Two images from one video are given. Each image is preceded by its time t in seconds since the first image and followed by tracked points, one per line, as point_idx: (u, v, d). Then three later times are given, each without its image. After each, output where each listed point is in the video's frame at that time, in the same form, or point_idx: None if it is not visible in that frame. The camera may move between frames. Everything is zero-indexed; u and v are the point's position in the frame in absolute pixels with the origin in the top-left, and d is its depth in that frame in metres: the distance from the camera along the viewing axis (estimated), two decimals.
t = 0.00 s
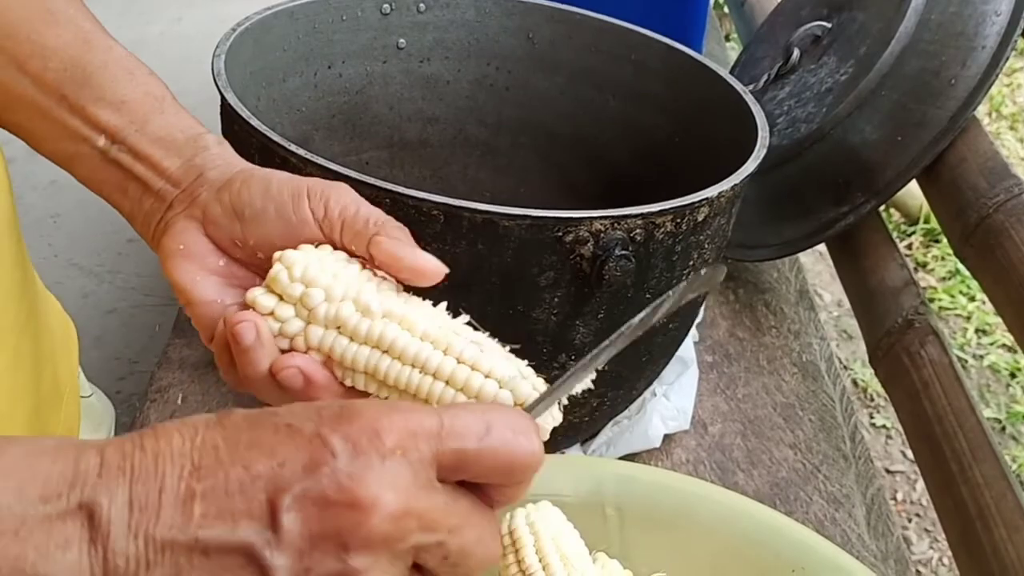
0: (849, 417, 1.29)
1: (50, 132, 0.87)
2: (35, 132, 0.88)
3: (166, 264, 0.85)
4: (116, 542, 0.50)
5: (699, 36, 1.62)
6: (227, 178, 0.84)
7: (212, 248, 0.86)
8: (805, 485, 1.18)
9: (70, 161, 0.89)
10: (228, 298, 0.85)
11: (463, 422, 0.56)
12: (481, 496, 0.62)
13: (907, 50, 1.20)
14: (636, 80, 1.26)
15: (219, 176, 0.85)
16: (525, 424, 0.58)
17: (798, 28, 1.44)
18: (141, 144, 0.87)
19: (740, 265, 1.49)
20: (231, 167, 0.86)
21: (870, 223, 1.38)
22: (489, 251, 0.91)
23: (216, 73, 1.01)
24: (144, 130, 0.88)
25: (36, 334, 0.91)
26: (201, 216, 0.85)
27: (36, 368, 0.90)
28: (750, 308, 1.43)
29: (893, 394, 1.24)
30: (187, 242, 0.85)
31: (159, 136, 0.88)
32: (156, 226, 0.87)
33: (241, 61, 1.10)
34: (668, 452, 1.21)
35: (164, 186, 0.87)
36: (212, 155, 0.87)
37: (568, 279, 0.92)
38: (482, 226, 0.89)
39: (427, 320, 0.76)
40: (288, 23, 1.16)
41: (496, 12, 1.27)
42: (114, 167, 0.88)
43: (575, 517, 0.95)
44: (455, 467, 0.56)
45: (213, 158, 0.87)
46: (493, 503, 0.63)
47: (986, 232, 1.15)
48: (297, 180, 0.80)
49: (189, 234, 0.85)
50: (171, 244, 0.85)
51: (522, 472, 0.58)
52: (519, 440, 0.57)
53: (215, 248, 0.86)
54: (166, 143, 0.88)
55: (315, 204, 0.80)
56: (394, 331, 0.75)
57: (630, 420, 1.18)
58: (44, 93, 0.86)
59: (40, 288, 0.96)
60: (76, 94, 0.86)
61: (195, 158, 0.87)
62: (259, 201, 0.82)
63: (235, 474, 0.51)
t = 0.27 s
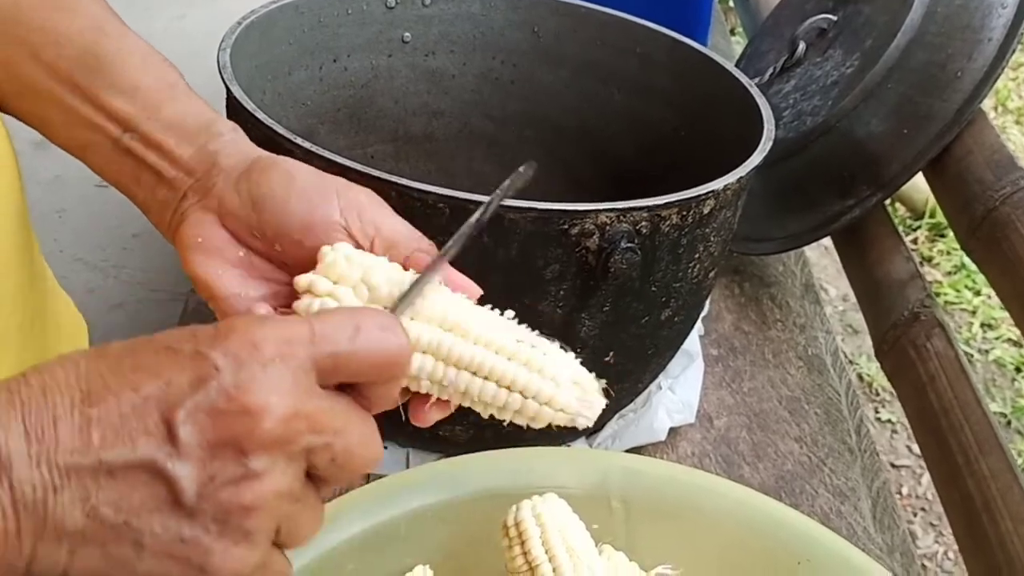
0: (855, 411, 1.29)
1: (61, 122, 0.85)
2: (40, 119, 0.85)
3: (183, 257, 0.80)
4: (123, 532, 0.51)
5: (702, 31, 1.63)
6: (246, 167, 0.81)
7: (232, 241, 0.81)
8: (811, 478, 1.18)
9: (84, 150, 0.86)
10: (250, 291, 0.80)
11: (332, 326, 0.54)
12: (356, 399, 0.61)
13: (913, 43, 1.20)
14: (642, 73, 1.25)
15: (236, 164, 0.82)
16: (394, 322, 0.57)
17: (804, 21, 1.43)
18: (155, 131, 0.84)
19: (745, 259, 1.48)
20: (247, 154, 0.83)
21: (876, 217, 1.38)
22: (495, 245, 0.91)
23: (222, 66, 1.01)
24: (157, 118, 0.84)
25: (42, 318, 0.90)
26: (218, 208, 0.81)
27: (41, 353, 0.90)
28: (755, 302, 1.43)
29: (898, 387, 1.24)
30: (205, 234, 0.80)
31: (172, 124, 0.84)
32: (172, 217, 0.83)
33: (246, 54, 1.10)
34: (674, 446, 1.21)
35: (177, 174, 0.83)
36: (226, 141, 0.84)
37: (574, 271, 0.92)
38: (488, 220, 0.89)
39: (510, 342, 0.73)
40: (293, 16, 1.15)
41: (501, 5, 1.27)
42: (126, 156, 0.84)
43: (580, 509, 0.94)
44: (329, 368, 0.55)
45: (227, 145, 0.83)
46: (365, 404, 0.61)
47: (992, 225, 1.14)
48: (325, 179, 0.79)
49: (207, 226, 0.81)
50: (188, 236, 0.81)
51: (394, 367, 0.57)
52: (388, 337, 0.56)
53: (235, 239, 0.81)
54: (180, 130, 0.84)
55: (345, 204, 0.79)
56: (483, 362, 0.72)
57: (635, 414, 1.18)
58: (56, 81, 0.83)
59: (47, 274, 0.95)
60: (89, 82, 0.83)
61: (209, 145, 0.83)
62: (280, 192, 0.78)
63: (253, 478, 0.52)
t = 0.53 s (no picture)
0: (858, 409, 1.29)
1: (57, 123, 0.86)
2: (43, 122, 0.87)
3: (175, 269, 0.81)
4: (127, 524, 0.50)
5: (705, 28, 1.62)
6: (232, 179, 0.80)
7: (221, 252, 0.81)
8: (814, 476, 1.18)
9: (82, 155, 0.86)
10: (235, 303, 0.81)
11: (491, 386, 0.55)
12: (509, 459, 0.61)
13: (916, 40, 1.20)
14: (644, 72, 1.25)
15: (223, 177, 0.81)
16: (549, 386, 0.58)
17: (806, 19, 1.43)
18: (151, 142, 0.84)
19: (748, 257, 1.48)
20: (236, 165, 0.81)
21: (879, 215, 1.38)
22: (498, 243, 0.91)
23: (224, 64, 1.01)
24: (153, 127, 0.84)
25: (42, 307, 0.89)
26: (205, 220, 0.81)
27: (43, 341, 0.89)
28: (758, 300, 1.43)
29: (901, 385, 1.24)
30: (193, 245, 0.80)
31: (169, 133, 0.84)
32: (164, 227, 0.83)
33: (249, 53, 1.10)
34: (677, 444, 1.21)
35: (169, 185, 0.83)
36: (221, 153, 0.83)
37: (577, 269, 0.92)
38: (491, 218, 0.89)
39: (445, 311, 0.72)
40: (296, 14, 1.15)
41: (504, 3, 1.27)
42: (122, 164, 0.85)
43: (583, 507, 0.94)
44: (482, 427, 0.56)
45: (219, 156, 0.82)
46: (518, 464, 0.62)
47: (996, 223, 1.14)
48: (303, 189, 0.78)
49: (195, 238, 0.81)
50: (177, 248, 0.81)
51: (544, 430, 0.58)
52: (540, 398, 0.57)
53: (222, 250, 0.81)
54: (178, 139, 0.84)
55: (323, 216, 0.77)
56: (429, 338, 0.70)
57: (638, 412, 1.18)
58: (57, 89, 0.85)
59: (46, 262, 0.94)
60: (86, 89, 0.84)
61: (201, 157, 0.82)
62: (264, 205, 0.78)
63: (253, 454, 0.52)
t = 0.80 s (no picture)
0: (860, 408, 1.29)
1: (76, 114, 0.84)
2: (55, 116, 0.85)
3: (198, 248, 0.78)
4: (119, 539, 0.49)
5: (706, 27, 1.62)
6: (265, 157, 0.81)
7: (246, 231, 0.80)
8: (815, 475, 1.18)
9: (101, 144, 0.85)
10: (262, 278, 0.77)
11: (332, 337, 0.52)
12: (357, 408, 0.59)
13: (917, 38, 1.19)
14: (645, 71, 1.25)
15: (254, 156, 0.82)
16: (396, 328, 0.56)
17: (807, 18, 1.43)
18: (175, 129, 0.83)
19: (750, 256, 1.48)
20: (266, 147, 0.82)
21: (880, 213, 1.38)
22: (498, 242, 0.91)
23: (224, 64, 1.01)
24: (176, 113, 0.84)
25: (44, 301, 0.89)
26: (233, 198, 0.80)
27: (45, 343, 0.89)
28: (759, 299, 1.43)
29: (902, 384, 1.23)
30: (219, 223, 0.79)
31: (191, 121, 0.84)
32: (189, 208, 0.83)
33: (248, 52, 1.09)
34: (677, 443, 1.21)
35: (196, 168, 0.83)
36: (247, 136, 0.84)
37: (577, 268, 0.92)
38: (491, 216, 0.88)
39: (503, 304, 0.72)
40: (296, 13, 1.15)
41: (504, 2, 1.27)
42: (144, 151, 0.84)
43: (584, 506, 0.94)
44: (331, 382, 0.53)
45: (247, 140, 0.83)
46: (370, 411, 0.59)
47: (997, 222, 1.14)
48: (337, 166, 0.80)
49: (221, 215, 0.80)
50: (202, 226, 0.79)
51: (394, 377, 0.56)
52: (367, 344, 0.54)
53: (249, 229, 0.80)
54: (196, 128, 0.84)
55: (361, 192, 0.79)
56: (459, 332, 0.69)
57: (638, 412, 1.18)
58: (76, 79, 0.83)
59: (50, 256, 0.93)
60: (110, 80, 0.83)
61: (229, 140, 0.83)
62: (298, 181, 0.78)
63: (256, 505, 0.49)
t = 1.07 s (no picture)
0: (861, 408, 1.29)
1: (67, 115, 0.84)
2: (52, 118, 0.85)
3: (189, 247, 0.79)
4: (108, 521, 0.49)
5: (706, 26, 1.62)
6: (256, 158, 0.81)
7: (237, 230, 0.81)
8: (816, 475, 1.17)
9: (92, 146, 0.86)
10: (251, 279, 0.78)
11: (475, 382, 0.50)
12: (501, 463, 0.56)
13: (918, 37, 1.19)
14: (646, 70, 1.25)
15: (247, 156, 0.82)
16: (545, 382, 0.52)
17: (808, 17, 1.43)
18: (171, 129, 0.84)
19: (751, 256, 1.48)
20: (259, 147, 0.82)
21: (881, 213, 1.38)
22: (499, 241, 0.90)
23: (224, 63, 1.01)
24: (172, 114, 0.84)
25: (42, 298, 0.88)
26: (225, 196, 0.81)
27: (47, 348, 0.88)
28: (760, 298, 1.42)
29: (904, 383, 1.23)
30: (210, 221, 0.80)
31: (188, 121, 0.84)
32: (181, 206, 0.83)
33: (249, 51, 1.09)
34: (678, 443, 1.21)
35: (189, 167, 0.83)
36: (241, 137, 0.84)
37: (578, 268, 0.92)
38: (492, 216, 0.88)
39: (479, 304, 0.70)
40: (296, 12, 1.15)
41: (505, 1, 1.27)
42: (139, 151, 0.84)
43: (585, 505, 0.94)
44: (465, 430, 0.50)
45: (241, 141, 0.83)
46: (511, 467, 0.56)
47: (999, 221, 1.14)
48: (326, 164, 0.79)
49: (213, 214, 0.81)
50: (193, 224, 0.80)
51: (541, 430, 0.52)
52: (534, 395, 0.51)
53: (239, 229, 0.81)
54: (194, 127, 0.84)
55: (347, 191, 0.78)
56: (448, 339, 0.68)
57: (639, 411, 1.18)
58: (73, 77, 0.83)
59: (50, 257, 0.92)
60: (104, 80, 0.83)
61: (222, 140, 0.83)
62: (288, 182, 0.78)
63: (362, 552, 0.47)
